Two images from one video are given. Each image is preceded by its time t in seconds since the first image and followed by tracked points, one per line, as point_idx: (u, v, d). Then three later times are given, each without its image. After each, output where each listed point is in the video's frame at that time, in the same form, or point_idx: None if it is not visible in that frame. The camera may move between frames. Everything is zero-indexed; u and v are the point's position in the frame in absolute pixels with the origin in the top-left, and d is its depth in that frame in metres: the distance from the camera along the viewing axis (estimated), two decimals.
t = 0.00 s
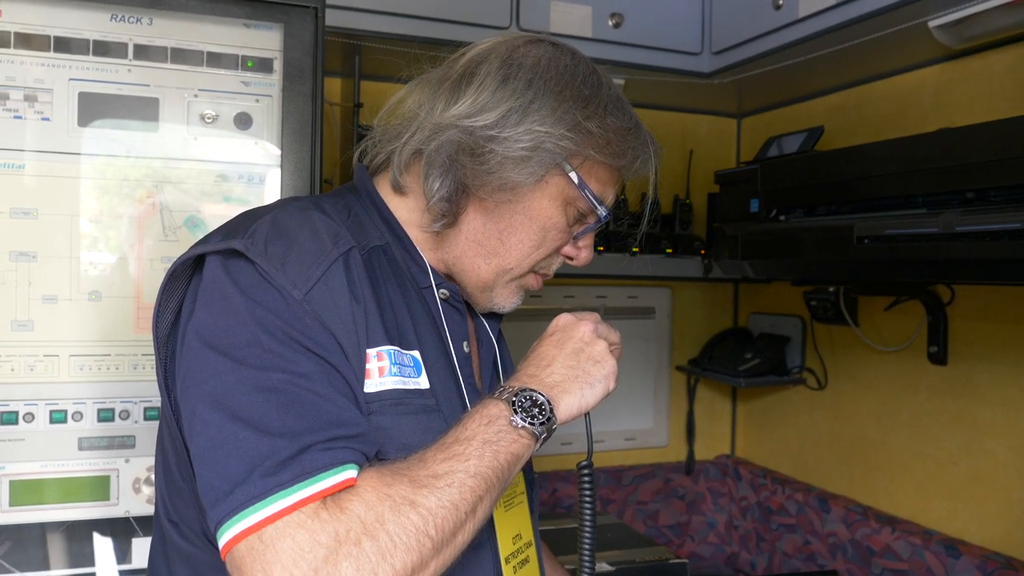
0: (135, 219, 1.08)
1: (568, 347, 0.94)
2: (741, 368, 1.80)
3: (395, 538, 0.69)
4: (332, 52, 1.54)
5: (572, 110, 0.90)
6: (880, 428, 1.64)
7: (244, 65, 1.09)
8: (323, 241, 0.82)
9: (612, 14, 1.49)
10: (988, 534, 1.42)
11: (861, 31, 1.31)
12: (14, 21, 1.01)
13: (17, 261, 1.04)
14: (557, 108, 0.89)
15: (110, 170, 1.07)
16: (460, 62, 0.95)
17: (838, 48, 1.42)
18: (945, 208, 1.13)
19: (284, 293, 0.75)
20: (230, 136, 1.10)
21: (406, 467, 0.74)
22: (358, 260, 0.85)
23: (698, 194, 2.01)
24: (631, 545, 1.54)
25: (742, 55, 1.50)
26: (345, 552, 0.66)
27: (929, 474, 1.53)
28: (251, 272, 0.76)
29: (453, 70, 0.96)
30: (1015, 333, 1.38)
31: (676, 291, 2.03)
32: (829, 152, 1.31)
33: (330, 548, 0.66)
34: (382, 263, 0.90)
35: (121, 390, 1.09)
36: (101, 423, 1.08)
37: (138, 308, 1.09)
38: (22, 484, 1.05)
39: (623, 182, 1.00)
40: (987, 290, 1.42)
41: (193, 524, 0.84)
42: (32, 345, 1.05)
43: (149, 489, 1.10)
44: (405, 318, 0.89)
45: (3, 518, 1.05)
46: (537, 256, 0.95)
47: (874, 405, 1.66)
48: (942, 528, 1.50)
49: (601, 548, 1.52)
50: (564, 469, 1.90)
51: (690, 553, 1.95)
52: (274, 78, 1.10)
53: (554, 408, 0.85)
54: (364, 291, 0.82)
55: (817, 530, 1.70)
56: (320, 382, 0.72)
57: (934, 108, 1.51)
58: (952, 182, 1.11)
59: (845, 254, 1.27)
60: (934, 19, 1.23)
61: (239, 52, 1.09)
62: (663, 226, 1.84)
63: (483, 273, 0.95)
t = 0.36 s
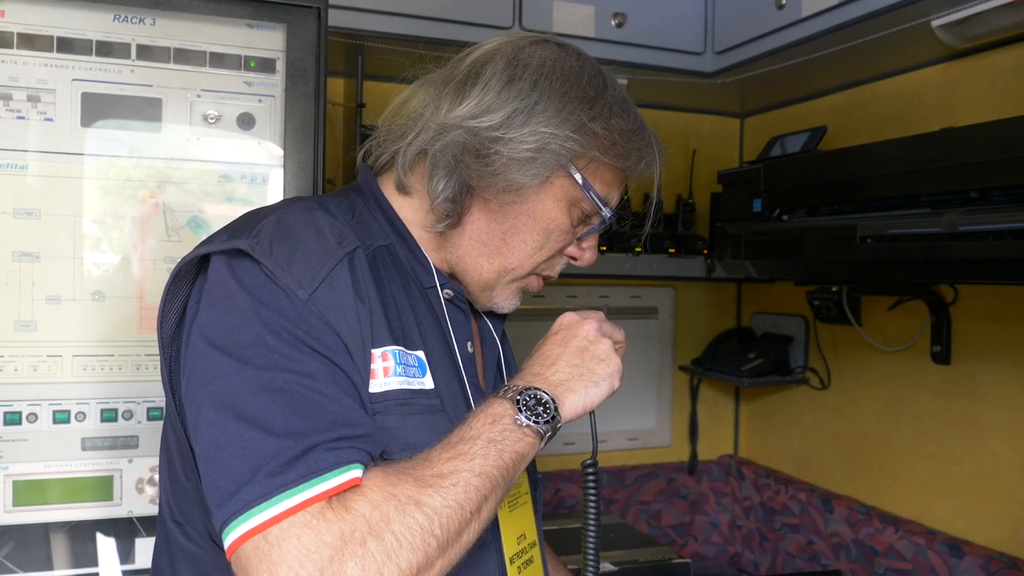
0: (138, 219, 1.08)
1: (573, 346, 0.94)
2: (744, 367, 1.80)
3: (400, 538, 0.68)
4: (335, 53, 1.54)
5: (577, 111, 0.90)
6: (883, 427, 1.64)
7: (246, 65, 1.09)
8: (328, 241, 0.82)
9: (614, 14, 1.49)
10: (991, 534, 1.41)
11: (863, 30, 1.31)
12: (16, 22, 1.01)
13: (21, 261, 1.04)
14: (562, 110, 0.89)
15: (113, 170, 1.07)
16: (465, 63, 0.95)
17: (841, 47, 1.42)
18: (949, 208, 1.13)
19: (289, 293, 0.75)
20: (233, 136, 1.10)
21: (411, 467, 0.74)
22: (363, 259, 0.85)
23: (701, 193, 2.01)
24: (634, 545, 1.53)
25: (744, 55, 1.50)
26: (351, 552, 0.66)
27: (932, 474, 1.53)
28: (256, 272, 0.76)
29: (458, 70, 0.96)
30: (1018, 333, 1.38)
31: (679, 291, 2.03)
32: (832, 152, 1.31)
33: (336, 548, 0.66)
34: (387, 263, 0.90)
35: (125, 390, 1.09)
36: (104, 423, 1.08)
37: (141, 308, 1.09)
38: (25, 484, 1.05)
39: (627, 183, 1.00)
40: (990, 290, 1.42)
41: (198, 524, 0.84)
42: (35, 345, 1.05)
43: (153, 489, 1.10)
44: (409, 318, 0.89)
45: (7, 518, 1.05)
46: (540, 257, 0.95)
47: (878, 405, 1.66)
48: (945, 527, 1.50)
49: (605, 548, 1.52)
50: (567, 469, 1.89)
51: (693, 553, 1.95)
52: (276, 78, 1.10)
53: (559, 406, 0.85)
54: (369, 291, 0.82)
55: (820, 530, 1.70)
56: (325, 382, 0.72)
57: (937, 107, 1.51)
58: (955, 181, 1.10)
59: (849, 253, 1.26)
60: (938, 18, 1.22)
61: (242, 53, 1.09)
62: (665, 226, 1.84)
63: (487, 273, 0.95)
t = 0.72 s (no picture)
0: (139, 218, 1.08)
1: (572, 344, 0.94)
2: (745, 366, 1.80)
3: (398, 536, 0.69)
4: (335, 52, 1.54)
5: (575, 109, 0.90)
6: (883, 426, 1.64)
7: (247, 65, 1.09)
8: (326, 240, 0.82)
9: (615, 13, 1.49)
10: (992, 533, 1.42)
11: (864, 29, 1.31)
12: (18, 22, 1.01)
13: (22, 260, 1.04)
14: (560, 107, 0.89)
15: (113, 170, 1.07)
16: (463, 61, 0.95)
17: (841, 46, 1.42)
18: (950, 206, 1.13)
19: (287, 292, 0.75)
20: (233, 135, 1.10)
21: (409, 466, 0.74)
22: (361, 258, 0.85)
23: (702, 192, 2.01)
24: (635, 544, 1.53)
25: (745, 54, 1.50)
26: (348, 550, 0.66)
27: (932, 472, 1.53)
28: (254, 270, 0.76)
29: (456, 68, 0.95)
30: (1018, 331, 1.38)
31: (679, 290, 2.03)
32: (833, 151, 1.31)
33: (333, 547, 0.66)
34: (385, 262, 0.90)
35: (127, 390, 1.09)
36: (105, 423, 1.08)
37: (142, 308, 1.09)
38: (26, 484, 1.05)
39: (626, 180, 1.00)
40: (991, 288, 1.42)
41: (198, 524, 0.84)
42: (36, 345, 1.05)
43: (154, 489, 1.10)
44: (407, 317, 0.89)
45: (9, 518, 1.05)
46: (539, 255, 0.95)
47: (878, 404, 1.66)
48: (946, 526, 1.50)
49: (605, 547, 1.52)
50: (567, 468, 1.89)
51: (695, 552, 1.95)
52: (277, 77, 1.10)
53: (557, 405, 0.85)
54: (367, 291, 0.82)
55: (821, 529, 1.70)
56: (323, 381, 0.72)
57: (938, 106, 1.51)
58: (956, 180, 1.10)
59: (849, 252, 1.26)
60: (938, 17, 1.23)
61: (243, 52, 1.09)
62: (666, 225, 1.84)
63: (486, 272, 0.95)
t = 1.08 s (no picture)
0: (139, 217, 1.08)
1: (570, 342, 0.94)
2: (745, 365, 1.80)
3: (396, 535, 0.69)
4: (335, 51, 1.54)
5: (572, 107, 0.90)
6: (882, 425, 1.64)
7: (248, 64, 1.09)
8: (324, 239, 0.82)
9: (615, 12, 1.49)
10: (992, 532, 1.42)
11: (865, 29, 1.31)
12: (19, 21, 1.01)
13: (22, 259, 1.04)
14: (558, 106, 0.89)
15: (113, 169, 1.07)
16: (461, 60, 0.95)
17: (841, 45, 1.42)
18: (951, 206, 1.13)
19: (285, 291, 0.75)
20: (233, 134, 1.10)
21: (406, 464, 0.74)
22: (359, 257, 0.85)
23: (702, 191, 2.01)
24: (635, 543, 1.53)
25: (745, 53, 1.50)
26: (345, 549, 0.66)
27: (931, 471, 1.53)
28: (252, 270, 0.76)
29: (454, 67, 0.95)
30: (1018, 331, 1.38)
31: (679, 289, 2.03)
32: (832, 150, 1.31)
33: (330, 545, 0.66)
34: (383, 261, 0.90)
35: (127, 389, 1.09)
36: (105, 421, 1.08)
37: (142, 307, 1.09)
38: (27, 482, 1.05)
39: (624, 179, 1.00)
40: (991, 288, 1.42)
41: (198, 522, 0.85)
42: (37, 344, 1.05)
43: (154, 488, 1.10)
44: (405, 316, 0.89)
45: (10, 516, 1.05)
46: (538, 253, 0.95)
47: (877, 403, 1.66)
48: (947, 526, 1.50)
49: (605, 546, 1.52)
50: (568, 467, 1.90)
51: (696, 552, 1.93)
52: (278, 76, 1.10)
53: (555, 403, 0.85)
54: (365, 290, 0.82)
55: (821, 528, 1.70)
56: (321, 380, 0.72)
57: (938, 106, 1.51)
58: (957, 180, 1.11)
59: (848, 251, 1.26)
60: (938, 16, 1.23)
61: (244, 51, 1.09)
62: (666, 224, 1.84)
63: (484, 271, 0.95)
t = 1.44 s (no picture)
0: (140, 216, 1.08)
1: (572, 341, 0.94)
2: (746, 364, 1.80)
3: (400, 533, 0.69)
4: (336, 49, 1.54)
5: (576, 106, 0.90)
6: (884, 423, 1.64)
7: (249, 62, 1.09)
8: (327, 238, 0.82)
9: (616, 9, 1.49)
10: (994, 531, 1.42)
11: (866, 27, 1.31)
12: (21, 19, 1.01)
13: (24, 258, 1.04)
14: (561, 105, 0.89)
15: (114, 168, 1.07)
16: (465, 57, 0.95)
17: (843, 43, 1.42)
18: (951, 204, 1.13)
19: (289, 289, 0.75)
20: (235, 132, 1.10)
21: (409, 463, 0.74)
22: (362, 255, 0.85)
23: (703, 189, 2.01)
24: (636, 541, 1.53)
25: (746, 51, 1.50)
26: (350, 547, 0.66)
27: (932, 469, 1.53)
28: (255, 268, 0.76)
29: (458, 65, 0.95)
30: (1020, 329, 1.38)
31: (680, 287, 2.03)
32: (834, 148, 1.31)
33: (335, 544, 0.66)
34: (386, 259, 0.90)
35: (128, 387, 1.09)
36: (107, 419, 1.09)
37: (143, 305, 1.09)
38: (29, 480, 1.06)
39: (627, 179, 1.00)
40: (994, 286, 1.41)
41: (200, 521, 0.85)
42: (38, 342, 1.05)
43: (156, 485, 1.10)
44: (409, 315, 0.89)
45: (11, 514, 1.05)
46: (540, 252, 0.95)
47: (879, 401, 1.66)
48: (947, 524, 1.50)
49: (607, 544, 1.52)
50: (569, 465, 1.90)
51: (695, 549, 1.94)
52: (279, 74, 1.10)
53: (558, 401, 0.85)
54: (369, 289, 0.82)
55: (822, 526, 1.70)
56: (324, 378, 0.73)
57: (940, 103, 1.51)
58: (958, 178, 1.10)
59: (851, 249, 1.26)
60: (939, 14, 1.22)
61: (244, 49, 1.09)
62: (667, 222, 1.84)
63: (486, 269, 0.95)
